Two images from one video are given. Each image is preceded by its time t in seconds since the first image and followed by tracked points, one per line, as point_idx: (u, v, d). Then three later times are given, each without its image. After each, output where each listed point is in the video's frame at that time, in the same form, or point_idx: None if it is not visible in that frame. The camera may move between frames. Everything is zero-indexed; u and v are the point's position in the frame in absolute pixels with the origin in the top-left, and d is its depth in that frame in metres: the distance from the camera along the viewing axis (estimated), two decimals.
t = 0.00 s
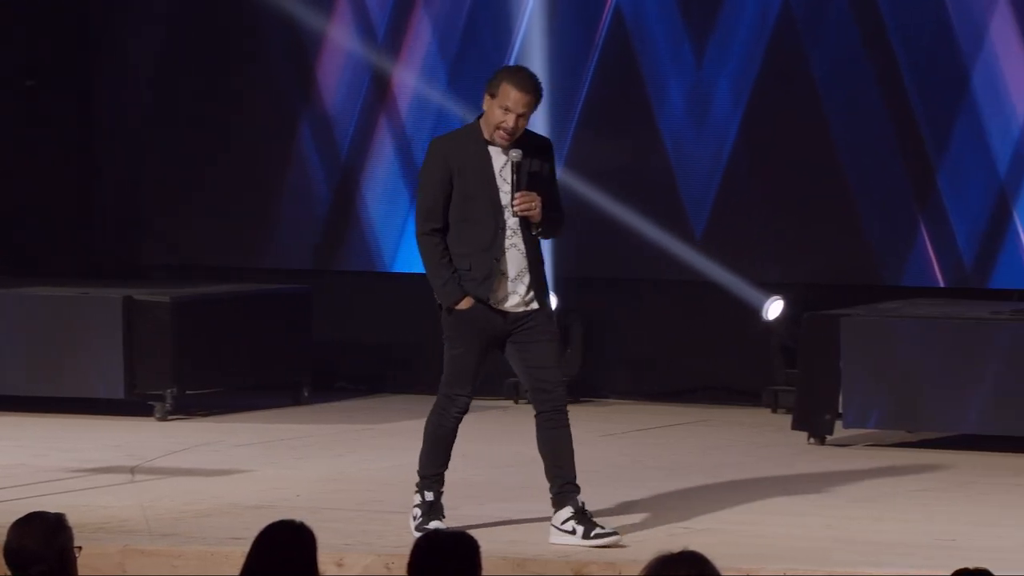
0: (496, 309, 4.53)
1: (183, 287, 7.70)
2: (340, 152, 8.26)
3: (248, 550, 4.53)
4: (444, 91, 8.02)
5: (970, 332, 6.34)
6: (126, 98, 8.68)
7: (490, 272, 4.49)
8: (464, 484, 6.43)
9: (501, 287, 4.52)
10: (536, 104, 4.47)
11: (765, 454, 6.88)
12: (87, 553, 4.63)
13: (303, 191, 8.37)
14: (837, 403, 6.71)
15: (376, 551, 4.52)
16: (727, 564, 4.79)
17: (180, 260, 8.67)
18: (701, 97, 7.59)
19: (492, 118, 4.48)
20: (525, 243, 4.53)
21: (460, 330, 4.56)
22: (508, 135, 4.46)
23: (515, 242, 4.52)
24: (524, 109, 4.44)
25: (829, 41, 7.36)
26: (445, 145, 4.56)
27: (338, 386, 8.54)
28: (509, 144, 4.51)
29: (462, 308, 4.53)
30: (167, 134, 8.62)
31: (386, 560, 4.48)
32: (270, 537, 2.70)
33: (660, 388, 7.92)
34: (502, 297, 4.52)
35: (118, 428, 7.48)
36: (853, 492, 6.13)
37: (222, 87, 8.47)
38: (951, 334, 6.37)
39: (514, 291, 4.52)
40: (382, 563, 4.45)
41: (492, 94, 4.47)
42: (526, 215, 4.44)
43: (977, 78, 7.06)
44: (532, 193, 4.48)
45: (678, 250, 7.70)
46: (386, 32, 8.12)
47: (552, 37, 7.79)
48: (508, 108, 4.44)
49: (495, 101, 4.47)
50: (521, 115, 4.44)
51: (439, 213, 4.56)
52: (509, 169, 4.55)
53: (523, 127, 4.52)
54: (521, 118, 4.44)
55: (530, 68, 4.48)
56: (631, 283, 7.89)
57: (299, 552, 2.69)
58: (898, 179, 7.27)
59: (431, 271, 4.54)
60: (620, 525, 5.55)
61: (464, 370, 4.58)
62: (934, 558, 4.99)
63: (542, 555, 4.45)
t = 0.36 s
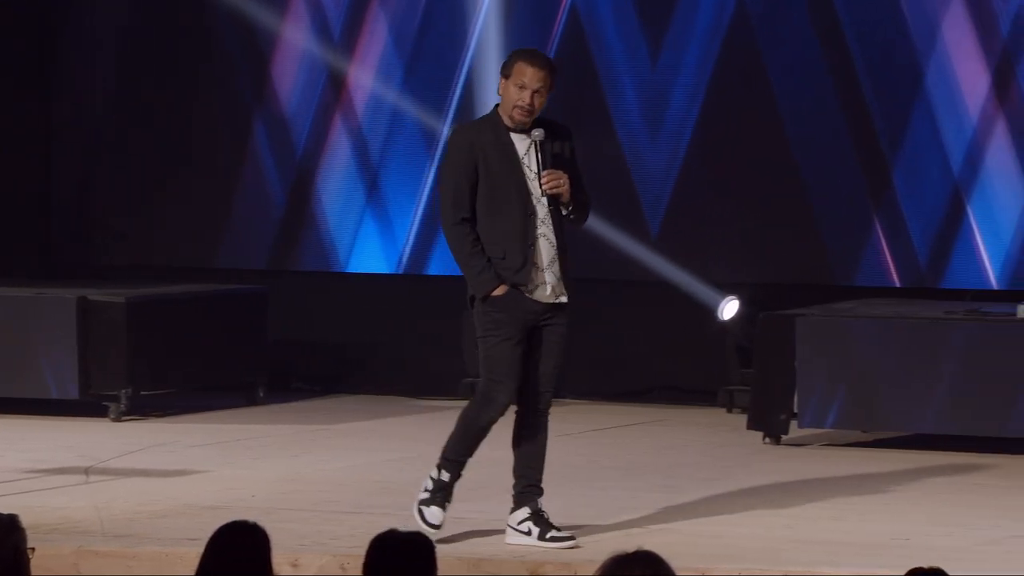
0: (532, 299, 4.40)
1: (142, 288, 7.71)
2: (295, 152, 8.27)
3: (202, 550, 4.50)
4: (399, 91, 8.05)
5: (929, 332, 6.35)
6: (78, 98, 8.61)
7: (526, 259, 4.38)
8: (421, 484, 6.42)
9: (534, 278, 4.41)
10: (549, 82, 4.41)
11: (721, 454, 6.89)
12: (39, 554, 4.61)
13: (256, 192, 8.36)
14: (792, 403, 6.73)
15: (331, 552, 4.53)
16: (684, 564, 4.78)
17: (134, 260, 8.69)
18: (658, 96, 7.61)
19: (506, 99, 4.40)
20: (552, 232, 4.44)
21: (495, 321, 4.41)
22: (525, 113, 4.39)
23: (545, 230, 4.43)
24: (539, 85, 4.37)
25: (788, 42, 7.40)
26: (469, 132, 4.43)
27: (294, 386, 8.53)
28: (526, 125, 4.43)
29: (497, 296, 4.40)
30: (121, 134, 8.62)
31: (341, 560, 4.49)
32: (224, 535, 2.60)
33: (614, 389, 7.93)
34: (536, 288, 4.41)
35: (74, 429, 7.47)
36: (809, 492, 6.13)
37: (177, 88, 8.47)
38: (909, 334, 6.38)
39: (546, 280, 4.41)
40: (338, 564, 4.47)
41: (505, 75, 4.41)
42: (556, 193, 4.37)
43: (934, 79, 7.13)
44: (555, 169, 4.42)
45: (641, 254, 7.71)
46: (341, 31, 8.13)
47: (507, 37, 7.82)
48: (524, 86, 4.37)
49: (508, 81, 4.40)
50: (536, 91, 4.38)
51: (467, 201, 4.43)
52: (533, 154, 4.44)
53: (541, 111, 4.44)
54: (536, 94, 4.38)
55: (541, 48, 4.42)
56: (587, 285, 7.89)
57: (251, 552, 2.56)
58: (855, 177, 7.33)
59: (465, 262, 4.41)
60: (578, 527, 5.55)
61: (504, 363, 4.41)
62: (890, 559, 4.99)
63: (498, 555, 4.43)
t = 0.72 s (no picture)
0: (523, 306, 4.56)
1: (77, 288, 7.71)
2: (229, 152, 8.26)
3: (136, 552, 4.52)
4: (334, 91, 8.04)
5: (866, 333, 6.44)
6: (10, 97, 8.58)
7: (515, 268, 4.53)
8: (356, 485, 6.42)
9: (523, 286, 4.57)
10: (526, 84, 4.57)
11: (655, 453, 6.89)
12: None
13: (191, 192, 8.35)
14: (727, 402, 6.76)
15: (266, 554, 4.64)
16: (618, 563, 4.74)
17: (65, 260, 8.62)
18: (595, 98, 7.61)
19: (492, 108, 4.54)
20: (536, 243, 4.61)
21: (495, 325, 4.54)
22: (514, 117, 4.53)
23: (530, 239, 4.59)
24: (520, 86, 4.52)
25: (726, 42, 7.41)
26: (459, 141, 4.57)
27: (228, 387, 8.53)
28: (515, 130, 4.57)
29: (490, 301, 4.54)
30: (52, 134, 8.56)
31: (276, 561, 4.60)
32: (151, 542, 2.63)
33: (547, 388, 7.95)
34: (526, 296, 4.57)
35: (8, 430, 7.44)
36: (745, 492, 6.14)
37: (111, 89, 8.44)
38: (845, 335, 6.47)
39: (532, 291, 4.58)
40: (273, 564, 4.58)
41: (484, 86, 4.55)
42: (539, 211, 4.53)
43: (866, 79, 7.18)
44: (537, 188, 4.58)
45: (589, 263, 7.72)
46: (276, 31, 8.12)
47: (443, 36, 7.83)
48: (506, 91, 4.51)
49: (489, 90, 4.54)
50: (518, 93, 4.53)
51: (453, 210, 4.58)
52: (519, 165, 4.60)
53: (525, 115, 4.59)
54: (520, 97, 4.52)
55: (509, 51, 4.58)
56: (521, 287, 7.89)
57: (178, 552, 2.59)
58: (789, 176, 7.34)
59: (454, 268, 4.55)
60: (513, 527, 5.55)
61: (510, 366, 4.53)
62: (825, 558, 4.98)
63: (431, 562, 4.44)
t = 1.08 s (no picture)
0: (527, 306, 4.58)
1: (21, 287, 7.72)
2: (171, 153, 8.24)
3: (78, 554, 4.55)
4: (278, 90, 8.03)
5: (810, 333, 6.52)
6: None
7: (517, 269, 4.56)
8: (301, 485, 6.41)
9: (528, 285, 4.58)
10: (509, 85, 4.58)
11: (599, 454, 6.89)
12: None
13: (132, 193, 8.33)
14: (672, 402, 6.79)
15: (211, 555, 4.67)
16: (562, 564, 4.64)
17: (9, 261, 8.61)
18: (543, 97, 7.62)
19: (473, 112, 4.57)
20: (541, 241, 4.63)
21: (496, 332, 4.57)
22: (495, 118, 4.55)
23: (533, 239, 4.61)
24: (497, 86, 4.55)
25: (669, 42, 7.41)
26: (448, 148, 4.62)
27: (172, 388, 8.56)
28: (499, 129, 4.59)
29: (494, 307, 4.57)
30: None
31: (220, 563, 4.62)
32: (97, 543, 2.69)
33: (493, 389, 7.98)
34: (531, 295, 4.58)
35: None
36: (688, 492, 6.14)
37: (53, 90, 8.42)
38: (791, 335, 6.55)
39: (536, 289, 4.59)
40: (217, 565, 4.60)
41: (464, 90, 4.59)
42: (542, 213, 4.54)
43: (807, 80, 7.20)
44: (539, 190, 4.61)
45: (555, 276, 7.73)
46: (218, 31, 8.11)
47: (387, 36, 7.85)
48: (483, 92, 4.54)
49: (469, 94, 4.57)
50: (496, 93, 4.55)
51: (450, 218, 4.62)
52: (512, 165, 4.64)
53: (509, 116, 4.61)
54: (500, 96, 4.55)
55: (491, 52, 4.61)
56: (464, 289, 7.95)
57: (122, 552, 2.65)
58: (732, 175, 7.35)
59: (453, 277, 4.60)
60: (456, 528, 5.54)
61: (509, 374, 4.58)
62: (764, 557, 4.97)
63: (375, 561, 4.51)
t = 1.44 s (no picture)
0: (504, 310, 4.45)
1: None
2: (129, 153, 8.26)
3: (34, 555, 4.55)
4: (236, 90, 8.05)
5: (770, 333, 6.53)
6: None
7: (491, 275, 4.43)
8: (260, 486, 6.40)
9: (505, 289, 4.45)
10: (506, 82, 4.43)
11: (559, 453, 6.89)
12: None
13: (89, 193, 8.34)
14: (632, 402, 6.82)
15: (170, 556, 4.65)
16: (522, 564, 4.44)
17: None
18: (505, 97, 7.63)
19: (469, 107, 4.41)
20: (525, 243, 4.47)
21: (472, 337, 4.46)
22: (491, 114, 4.39)
23: (517, 242, 4.46)
24: (493, 81, 4.39)
25: (629, 42, 7.41)
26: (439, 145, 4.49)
27: (129, 390, 8.57)
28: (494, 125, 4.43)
29: (467, 312, 4.45)
30: None
31: (178, 563, 4.61)
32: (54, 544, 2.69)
33: (452, 390, 8.00)
34: (507, 300, 4.45)
35: None
36: (647, 492, 6.14)
37: (9, 90, 8.42)
38: (753, 334, 6.56)
39: (514, 294, 4.45)
40: (174, 566, 4.59)
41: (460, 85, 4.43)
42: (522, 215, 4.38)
43: (765, 79, 7.21)
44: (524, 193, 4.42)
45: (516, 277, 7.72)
46: (176, 31, 8.13)
47: (346, 36, 7.86)
48: (478, 86, 4.39)
49: (465, 90, 4.42)
50: (492, 88, 4.39)
51: (434, 216, 4.49)
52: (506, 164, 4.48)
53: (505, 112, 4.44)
54: (496, 91, 4.39)
55: (489, 47, 4.46)
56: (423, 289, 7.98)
57: (80, 553, 2.65)
58: (692, 174, 7.35)
59: (431, 277, 4.47)
60: (415, 524, 5.52)
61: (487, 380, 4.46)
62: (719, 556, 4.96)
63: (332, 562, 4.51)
